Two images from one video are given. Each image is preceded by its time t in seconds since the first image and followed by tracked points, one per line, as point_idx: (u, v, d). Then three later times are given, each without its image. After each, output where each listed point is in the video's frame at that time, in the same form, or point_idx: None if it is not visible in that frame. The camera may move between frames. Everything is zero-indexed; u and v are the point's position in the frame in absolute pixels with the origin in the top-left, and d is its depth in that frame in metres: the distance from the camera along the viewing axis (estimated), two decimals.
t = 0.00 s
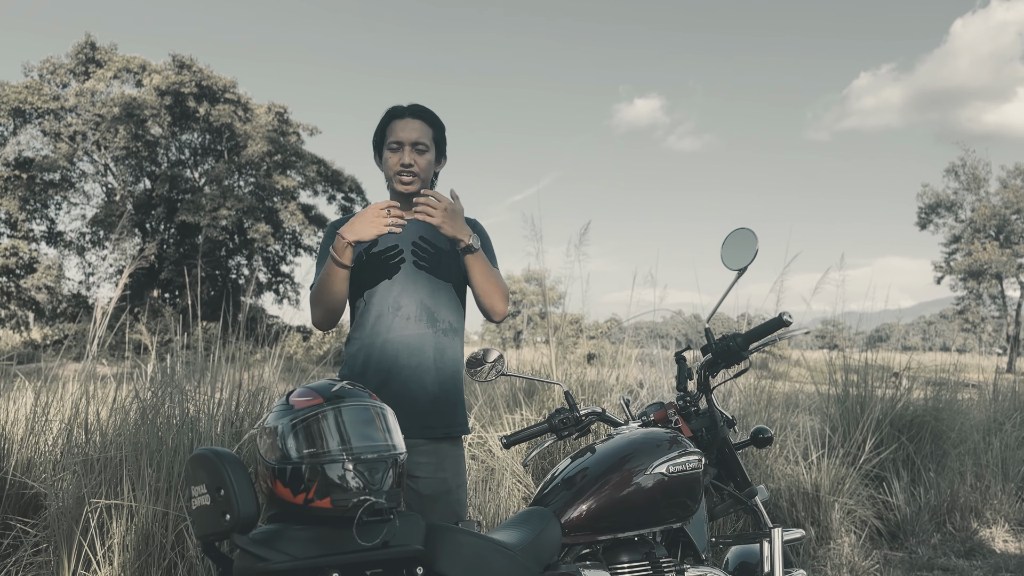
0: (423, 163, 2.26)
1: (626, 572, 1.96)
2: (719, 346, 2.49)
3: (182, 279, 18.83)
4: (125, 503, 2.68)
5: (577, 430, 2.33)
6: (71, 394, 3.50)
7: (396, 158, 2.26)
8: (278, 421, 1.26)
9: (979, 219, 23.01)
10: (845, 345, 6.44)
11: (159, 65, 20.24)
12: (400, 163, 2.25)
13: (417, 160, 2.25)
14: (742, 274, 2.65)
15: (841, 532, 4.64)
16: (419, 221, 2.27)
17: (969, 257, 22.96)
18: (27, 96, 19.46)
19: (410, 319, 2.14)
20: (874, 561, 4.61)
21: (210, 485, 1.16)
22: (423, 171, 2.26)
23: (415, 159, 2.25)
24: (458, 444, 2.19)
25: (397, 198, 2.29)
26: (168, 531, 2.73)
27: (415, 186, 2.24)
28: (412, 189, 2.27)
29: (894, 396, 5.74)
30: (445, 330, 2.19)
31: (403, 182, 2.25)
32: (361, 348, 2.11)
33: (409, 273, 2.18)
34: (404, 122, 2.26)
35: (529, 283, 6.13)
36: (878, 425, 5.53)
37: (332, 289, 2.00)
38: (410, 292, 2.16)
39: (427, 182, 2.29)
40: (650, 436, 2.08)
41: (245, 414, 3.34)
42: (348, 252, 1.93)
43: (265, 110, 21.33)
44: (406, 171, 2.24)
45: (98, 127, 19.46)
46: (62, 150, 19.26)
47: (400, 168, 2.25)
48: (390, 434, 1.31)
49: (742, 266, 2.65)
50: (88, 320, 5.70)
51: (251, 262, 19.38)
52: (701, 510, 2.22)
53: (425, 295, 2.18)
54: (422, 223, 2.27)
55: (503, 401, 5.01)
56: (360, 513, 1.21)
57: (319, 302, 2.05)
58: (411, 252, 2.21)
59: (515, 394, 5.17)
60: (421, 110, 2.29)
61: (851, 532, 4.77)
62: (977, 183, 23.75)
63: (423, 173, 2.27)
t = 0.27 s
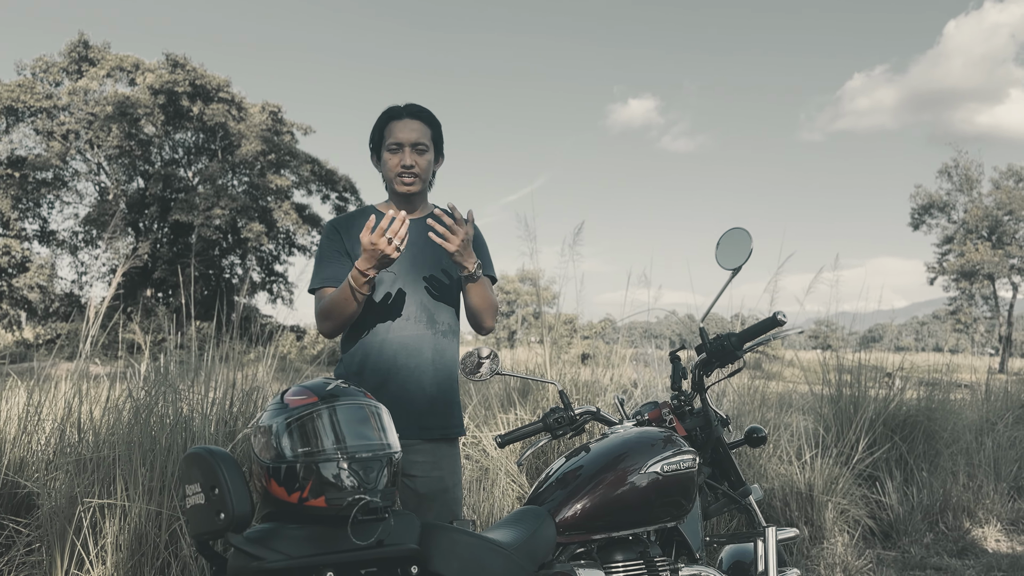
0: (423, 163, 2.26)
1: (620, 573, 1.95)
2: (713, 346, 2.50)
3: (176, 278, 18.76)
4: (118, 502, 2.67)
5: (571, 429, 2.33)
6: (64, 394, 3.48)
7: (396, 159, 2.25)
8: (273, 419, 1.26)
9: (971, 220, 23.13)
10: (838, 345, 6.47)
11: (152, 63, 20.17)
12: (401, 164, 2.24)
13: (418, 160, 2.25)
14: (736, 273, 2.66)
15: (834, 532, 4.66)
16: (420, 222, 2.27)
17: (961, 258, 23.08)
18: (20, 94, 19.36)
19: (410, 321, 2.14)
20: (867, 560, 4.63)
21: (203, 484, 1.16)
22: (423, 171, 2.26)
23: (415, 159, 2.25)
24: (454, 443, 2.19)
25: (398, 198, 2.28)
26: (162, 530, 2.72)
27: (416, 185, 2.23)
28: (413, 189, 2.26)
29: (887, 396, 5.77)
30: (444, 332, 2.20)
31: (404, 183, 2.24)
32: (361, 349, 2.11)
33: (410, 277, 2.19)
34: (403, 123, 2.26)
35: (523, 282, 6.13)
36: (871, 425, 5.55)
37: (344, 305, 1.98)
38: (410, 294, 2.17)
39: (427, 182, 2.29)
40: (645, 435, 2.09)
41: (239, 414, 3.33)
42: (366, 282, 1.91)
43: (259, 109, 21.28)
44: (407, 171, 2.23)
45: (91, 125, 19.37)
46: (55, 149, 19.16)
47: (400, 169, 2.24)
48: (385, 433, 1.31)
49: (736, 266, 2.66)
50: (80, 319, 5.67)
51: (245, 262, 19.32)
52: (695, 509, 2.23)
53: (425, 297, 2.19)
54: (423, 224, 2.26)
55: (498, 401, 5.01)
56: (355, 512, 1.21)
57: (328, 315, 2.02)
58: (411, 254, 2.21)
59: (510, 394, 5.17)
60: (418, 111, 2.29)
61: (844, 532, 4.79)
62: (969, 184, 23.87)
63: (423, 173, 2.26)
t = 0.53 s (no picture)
0: (428, 163, 2.27)
1: (619, 572, 1.96)
2: (711, 346, 2.51)
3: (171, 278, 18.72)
4: (115, 502, 2.66)
5: (569, 428, 2.33)
6: (59, 394, 3.47)
7: (401, 159, 2.25)
8: (272, 419, 1.25)
9: (965, 221, 23.22)
10: (832, 345, 6.49)
11: (147, 63, 20.13)
12: (407, 164, 2.23)
13: (423, 160, 2.26)
14: (734, 273, 2.67)
15: (830, 531, 4.67)
16: (423, 223, 2.27)
17: (956, 258, 23.16)
18: (14, 93, 19.29)
19: (412, 322, 2.14)
20: (862, 559, 4.65)
21: (203, 483, 1.16)
22: (429, 171, 2.26)
23: (421, 159, 2.25)
24: (454, 442, 2.18)
25: (403, 199, 2.27)
26: (159, 530, 2.71)
27: (423, 184, 2.24)
28: (419, 189, 2.25)
29: (882, 396, 5.79)
30: (445, 334, 2.20)
31: (412, 182, 2.23)
32: (361, 352, 2.11)
33: (412, 278, 2.18)
34: (406, 123, 2.26)
35: (518, 283, 6.14)
36: (866, 425, 5.57)
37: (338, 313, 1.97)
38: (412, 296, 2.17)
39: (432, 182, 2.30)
40: (642, 435, 2.09)
41: (235, 414, 3.32)
42: (363, 294, 1.91)
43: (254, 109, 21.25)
44: (414, 171, 2.22)
45: (86, 125, 19.31)
46: (49, 148, 19.10)
47: (406, 169, 2.24)
48: (384, 433, 1.32)
49: (734, 266, 2.67)
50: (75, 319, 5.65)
51: (241, 261, 19.28)
52: (693, 508, 2.23)
53: (427, 298, 2.19)
54: (427, 224, 2.27)
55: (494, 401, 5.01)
56: (355, 511, 1.20)
57: (325, 321, 2.01)
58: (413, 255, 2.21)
59: (506, 393, 5.17)
60: (422, 111, 2.30)
61: (840, 531, 4.81)
62: (963, 185, 23.95)
63: (428, 173, 2.27)
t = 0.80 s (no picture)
0: (433, 162, 2.27)
1: (619, 570, 1.96)
2: (711, 344, 2.51)
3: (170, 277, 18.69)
4: (116, 501, 2.66)
5: (570, 426, 2.33)
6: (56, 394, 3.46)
7: (406, 156, 2.24)
8: (274, 417, 1.25)
9: (962, 221, 23.26)
10: (830, 345, 6.49)
11: (144, 62, 20.10)
12: (413, 161, 2.23)
13: (428, 159, 2.26)
14: (734, 271, 2.67)
15: (828, 530, 4.69)
16: (425, 221, 2.27)
17: (952, 258, 23.20)
18: (9, 92, 19.24)
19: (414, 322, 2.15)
20: (861, 558, 4.66)
21: (205, 481, 1.16)
22: (433, 169, 2.27)
23: (426, 158, 2.26)
24: (453, 441, 2.18)
25: (405, 196, 2.25)
26: (158, 529, 2.70)
27: (429, 183, 2.24)
28: (424, 187, 2.25)
29: (880, 396, 5.79)
30: (445, 335, 2.20)
31: (417, 180, 2.22)
32: (362, 353, 2.11)
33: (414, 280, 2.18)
34: (412, 120, 2.26)
35: (515, 282, 6.13)
36: (864, 424, 5.58)
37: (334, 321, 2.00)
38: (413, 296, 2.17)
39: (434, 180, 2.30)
40: (642, 433, 2.09)
41: (234, 413, 3.32)
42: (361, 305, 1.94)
43: (251, 108, 21.22)
44: (420, 169, 2.22)
45: (82, 124, 19.27)
46: (46, 147, 19.05)
47: (411, 167, 2.23)
48: (385, 430, 1.32)
49: (734, 264, 2.68)
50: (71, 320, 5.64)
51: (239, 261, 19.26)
52: (693, 506, 2.24)
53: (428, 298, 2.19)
54: (429, 223, 2.26)
55: (493, 400, 5.01)
56: (357, 508, 1.21)
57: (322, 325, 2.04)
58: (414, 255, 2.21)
59: (505, 393, 5.17)
60: (426, 110, 2.31)
61: (838, 530, 4.82)
62: (960, 185, 23.99)
63: (432, 172, 2.27)
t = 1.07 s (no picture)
0: (431, 160, 2.28)
1: (623, 570, 1.96)
2: (713, 342, 2.51)
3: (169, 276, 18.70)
4: (118, 500, 2.66)
5: (572, 425, 2.33)
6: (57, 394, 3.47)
7: (405, 153, 2.25)
8: (279, 415, 1.26)
9: (961, 220, 23.25)
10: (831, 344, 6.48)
11: (143, 62, 20.10)
12: (411, 158, 2.23)
13: (426, 157, 2.27)
14: (737, 269, 2.67)
15: (829, 528, 4.69)
16: (423, 220, 2.26)
17: (952, 257, 23.19)
18: (8, 92, 19.23)
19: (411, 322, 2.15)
20: (861, 557, 4.66)
21: (211, 479, 1.16)
22: (432, 168, 2.27)
23: (425, 156, 2.26)
24: (452, 440, 2.18)
25: (401, 193, 2.25)
26: (160, 528, 2.71)
27: (426, 181, 2.24)
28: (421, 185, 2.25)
29: (880, 395, 5.80)
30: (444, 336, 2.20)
31: (414, 177, 2.22)
32: (359, 356, 2.12)
33: (412, 281, 2.18)
34: (412, 118, 2.27)
35: (514, 282, 6.13)
36: (864, 423, 5.58)
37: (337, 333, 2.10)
38: (410, 297, 2.17)
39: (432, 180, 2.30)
40: (645, 432, 2.09)
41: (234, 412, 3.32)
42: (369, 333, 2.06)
43: (250, 108, 21.22)
44: (418, 166, 2.23)
45: (82, 124, 19.27)
46: (44, 147, 19.04)
47: (410, 164, 2.24)
48: (390, 429, 1.32)
49: (737, 262, 2.67)
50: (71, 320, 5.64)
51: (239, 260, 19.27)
52: (695, 505, 2.24)
53: (426, 298, 2.19)
54: (427, 222, 2.26)
55: (493, 399, 5.01)
56: (362, 506, 1.21)
57: (322, 330, 2.11)
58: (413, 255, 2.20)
59: (505, 392, 5.17)
60: (427, 109, 2.32)
61: (839, 529, 4.82)
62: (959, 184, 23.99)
63: (430, 171, 2.28)
